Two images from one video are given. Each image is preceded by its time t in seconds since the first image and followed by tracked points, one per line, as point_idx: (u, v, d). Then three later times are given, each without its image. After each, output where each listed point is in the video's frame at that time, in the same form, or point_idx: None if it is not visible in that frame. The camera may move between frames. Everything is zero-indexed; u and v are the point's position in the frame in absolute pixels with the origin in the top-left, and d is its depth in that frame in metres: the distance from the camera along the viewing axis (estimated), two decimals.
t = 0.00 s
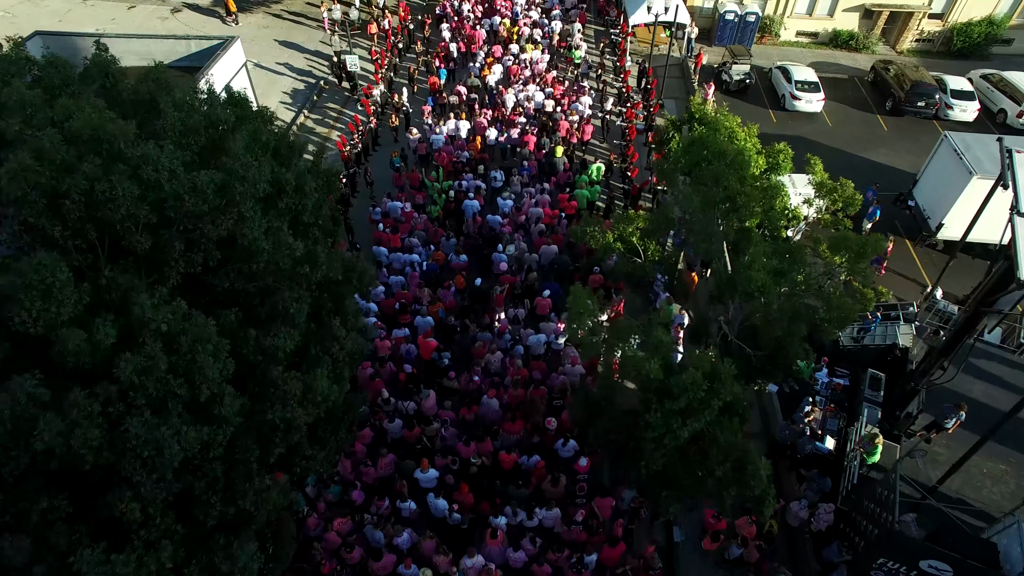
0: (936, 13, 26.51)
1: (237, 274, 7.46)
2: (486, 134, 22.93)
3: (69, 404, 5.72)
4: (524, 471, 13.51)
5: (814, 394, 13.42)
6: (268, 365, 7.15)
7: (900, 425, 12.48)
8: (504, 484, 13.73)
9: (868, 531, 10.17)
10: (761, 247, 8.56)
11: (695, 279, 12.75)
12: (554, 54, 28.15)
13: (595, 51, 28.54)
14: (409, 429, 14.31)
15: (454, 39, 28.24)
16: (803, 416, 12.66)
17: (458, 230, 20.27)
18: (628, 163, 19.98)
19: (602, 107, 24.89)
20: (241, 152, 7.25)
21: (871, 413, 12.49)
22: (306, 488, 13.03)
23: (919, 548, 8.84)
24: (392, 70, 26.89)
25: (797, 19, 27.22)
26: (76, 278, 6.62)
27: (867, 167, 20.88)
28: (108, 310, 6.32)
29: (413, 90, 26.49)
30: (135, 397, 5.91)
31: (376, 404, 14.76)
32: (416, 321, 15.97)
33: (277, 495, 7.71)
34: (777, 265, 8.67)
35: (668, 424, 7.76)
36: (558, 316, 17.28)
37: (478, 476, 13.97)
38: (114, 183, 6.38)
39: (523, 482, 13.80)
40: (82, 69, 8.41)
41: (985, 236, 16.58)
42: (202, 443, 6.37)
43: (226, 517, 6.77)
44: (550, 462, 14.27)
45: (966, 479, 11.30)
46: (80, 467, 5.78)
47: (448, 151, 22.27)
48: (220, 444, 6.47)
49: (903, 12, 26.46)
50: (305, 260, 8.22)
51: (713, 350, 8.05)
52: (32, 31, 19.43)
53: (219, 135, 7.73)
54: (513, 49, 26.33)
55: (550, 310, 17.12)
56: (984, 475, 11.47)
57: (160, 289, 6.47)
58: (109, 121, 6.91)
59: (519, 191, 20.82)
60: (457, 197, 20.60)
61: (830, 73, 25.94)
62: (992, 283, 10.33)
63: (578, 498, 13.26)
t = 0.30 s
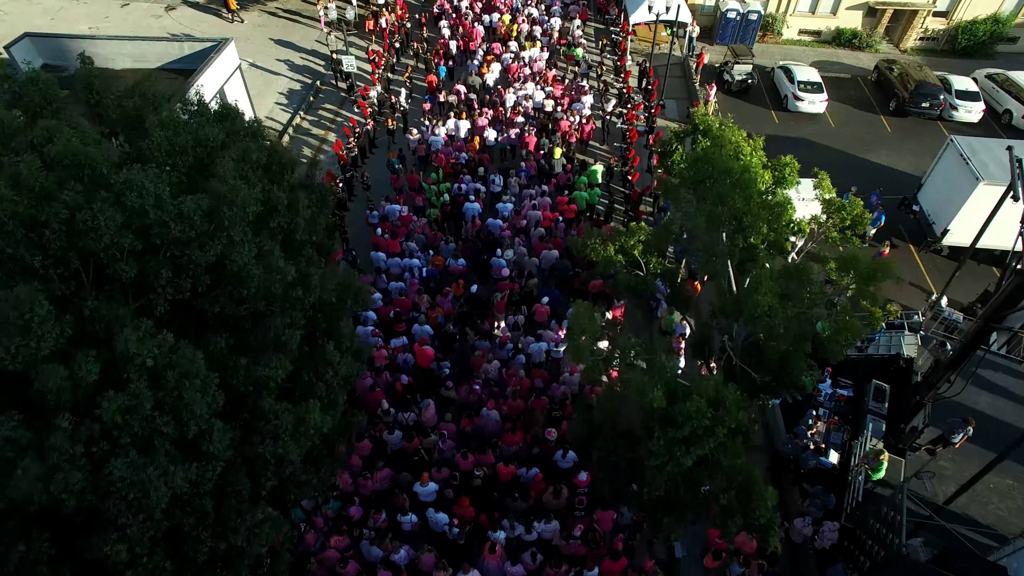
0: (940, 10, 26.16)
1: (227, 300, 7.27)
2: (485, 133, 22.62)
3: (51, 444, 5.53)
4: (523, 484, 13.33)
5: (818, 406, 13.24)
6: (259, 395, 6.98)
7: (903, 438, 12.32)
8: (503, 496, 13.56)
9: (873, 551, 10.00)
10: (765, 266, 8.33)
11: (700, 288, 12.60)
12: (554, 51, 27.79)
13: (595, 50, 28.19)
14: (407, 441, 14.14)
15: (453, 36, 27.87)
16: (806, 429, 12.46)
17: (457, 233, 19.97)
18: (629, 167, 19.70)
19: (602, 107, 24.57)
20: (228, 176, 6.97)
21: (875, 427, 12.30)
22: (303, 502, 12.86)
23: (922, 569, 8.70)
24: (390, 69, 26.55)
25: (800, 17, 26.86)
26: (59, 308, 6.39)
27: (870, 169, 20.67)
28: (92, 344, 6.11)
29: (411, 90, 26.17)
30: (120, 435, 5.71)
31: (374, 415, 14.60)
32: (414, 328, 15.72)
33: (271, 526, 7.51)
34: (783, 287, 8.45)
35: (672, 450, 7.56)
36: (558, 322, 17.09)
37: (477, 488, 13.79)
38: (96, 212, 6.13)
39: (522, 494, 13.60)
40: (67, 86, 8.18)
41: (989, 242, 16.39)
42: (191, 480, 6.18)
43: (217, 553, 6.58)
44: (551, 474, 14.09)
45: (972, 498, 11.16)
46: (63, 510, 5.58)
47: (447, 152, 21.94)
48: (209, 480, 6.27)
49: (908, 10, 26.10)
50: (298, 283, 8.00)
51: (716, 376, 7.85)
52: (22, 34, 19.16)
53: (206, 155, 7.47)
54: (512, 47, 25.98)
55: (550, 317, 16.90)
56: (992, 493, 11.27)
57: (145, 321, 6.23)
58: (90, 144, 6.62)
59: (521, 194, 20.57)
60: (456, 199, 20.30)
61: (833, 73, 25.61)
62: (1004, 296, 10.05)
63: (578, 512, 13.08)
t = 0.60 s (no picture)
0: (945, 9, 25.75)
1: (216, 329, 7.04)
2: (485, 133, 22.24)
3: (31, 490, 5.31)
4: (523, 499, 13.12)
5: (822, 418, 13.00)
6: (250, 429, 6.76)
7: (908, 452, 12.18)
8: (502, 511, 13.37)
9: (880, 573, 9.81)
10: (771, 289, 8.10)
11: (702, 300, 12.44)
12: (554, 50, 27.37)
13: (595, 48, 27.79)
14: (405, 454, 13.93)
15: (452, 33, 27.43)
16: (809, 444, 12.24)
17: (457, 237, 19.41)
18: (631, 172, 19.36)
19: (602, 108, 24.22)
20: (215, 201, 6.68)
21: (880, 442, 12.07)
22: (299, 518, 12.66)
23: None
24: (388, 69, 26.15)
25: (803, 16, 26.48)
26: (40, 342, 6.17)
27: (874, 172, 20.39)
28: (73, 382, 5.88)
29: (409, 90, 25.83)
30: (102, 480, 5.49)
31: (371, 427, 14.39)
32: (411, 337, 15.38)
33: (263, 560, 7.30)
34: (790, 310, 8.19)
35: (675, 480, 7.35)
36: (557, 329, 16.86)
37: (476, 503, 13.57)
38: (77, 244, 5.88)
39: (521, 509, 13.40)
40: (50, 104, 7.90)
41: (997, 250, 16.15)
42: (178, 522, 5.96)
43: None
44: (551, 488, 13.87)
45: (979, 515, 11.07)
46: (44, 558, 5.37)
47: (446, 153, 21.42)
48: (198, 521, 6.05)
49: (912, 9, 25.69)
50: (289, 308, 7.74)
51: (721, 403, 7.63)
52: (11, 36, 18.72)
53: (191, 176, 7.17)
54: (512, 44, 25.60)
55: (551, 324, 16.63)
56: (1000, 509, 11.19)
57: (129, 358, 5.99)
58: (70, 170, 6.34)
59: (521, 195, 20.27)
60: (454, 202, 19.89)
61: (835, 73, 25.27)
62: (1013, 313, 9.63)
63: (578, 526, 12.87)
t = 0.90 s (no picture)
0: (950, 7, 25.35)
1: (203, 363, 6.79)
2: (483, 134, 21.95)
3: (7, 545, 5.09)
4: (522, 515, 12.90)
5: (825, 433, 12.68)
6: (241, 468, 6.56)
7: (913, 469, 12.00)
8: (502, 527, 13.16)
9: None
10: (779, 313, 7.82)
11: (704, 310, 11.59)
12: (553, 49, 27.03)
13: (595, 48, 27.43)
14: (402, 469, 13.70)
15: (450, 32, 27.08)
16: (814, 460, 11.94)
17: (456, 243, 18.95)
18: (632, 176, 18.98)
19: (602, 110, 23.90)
20: (200, 232, 6.41)
21: (885, 459, 11.83)
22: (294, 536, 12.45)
23: None
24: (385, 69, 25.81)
25: (805, 15, 26.14)
26: (19, 381, 5.93)
27: (878, 176, 20.11)
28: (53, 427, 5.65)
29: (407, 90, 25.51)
30: (81, 532, 5.24)
31: (369, 441, 14.17)
32: (408, 349, 15.07)
33: None
34: (796, 337, 7.97)
35: (679, 515, 7.15)
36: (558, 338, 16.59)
37: (475, 518, 13.37)
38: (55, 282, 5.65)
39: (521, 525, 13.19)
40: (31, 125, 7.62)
41: (1001, 257, 15.93)
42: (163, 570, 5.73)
43: None
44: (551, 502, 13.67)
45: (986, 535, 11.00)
46: None
47: (445, 157, 21.09)
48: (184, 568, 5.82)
49: (916, 8, 25.34)
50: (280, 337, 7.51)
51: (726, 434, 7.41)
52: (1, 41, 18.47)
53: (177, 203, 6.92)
54: (511, 42, 25.36)
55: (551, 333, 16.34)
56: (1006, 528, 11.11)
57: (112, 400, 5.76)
58: (48, 200, 6.08)
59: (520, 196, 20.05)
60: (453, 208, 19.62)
61: (838, 72, 24.95)
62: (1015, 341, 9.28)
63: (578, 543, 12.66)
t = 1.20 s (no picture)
0: (955, 8, 25.00)
1: (192, 401, 6.57)
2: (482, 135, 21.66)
3: None
4: (521, 534, 12.70)
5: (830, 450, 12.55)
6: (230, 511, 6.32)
7: (920, 489, 11.79)
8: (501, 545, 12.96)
9: None
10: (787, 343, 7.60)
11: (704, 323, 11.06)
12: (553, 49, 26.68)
13: (595, 49, 27.07)
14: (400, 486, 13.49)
15: (449, 32, 26.74)
16: (818, 479, 11.75)
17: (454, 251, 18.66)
18: (633, 182, 18.61)
19: (603, 113, 23.56)
20: (187, 269, 6.17)
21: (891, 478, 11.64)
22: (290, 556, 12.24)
23: None
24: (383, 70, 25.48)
25: (808, 15, 25.81)
26: None
27: (883, 181, 19.81)
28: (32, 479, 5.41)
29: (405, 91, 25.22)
30: None
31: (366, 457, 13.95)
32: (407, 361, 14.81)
33: None
34: (804, 369, 7.75)
35: (683, 554, 6.92)
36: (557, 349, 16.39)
37: (473, 536, 13.16)
38: (33, 327, 5.40)
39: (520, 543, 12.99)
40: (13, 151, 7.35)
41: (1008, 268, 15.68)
42: None
43: None
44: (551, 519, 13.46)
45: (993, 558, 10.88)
46: None
47: (443, 162, 20.70)
48: None
49: (921, 8, 24.98)
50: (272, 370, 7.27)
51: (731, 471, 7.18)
52: None
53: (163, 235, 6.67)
54: (509, 41, 25.04)
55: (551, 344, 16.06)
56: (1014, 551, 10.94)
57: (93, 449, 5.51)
58: (27, 239, 5.83)
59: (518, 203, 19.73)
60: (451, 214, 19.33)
61: (842, 73, 24.61)
62: None
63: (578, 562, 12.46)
